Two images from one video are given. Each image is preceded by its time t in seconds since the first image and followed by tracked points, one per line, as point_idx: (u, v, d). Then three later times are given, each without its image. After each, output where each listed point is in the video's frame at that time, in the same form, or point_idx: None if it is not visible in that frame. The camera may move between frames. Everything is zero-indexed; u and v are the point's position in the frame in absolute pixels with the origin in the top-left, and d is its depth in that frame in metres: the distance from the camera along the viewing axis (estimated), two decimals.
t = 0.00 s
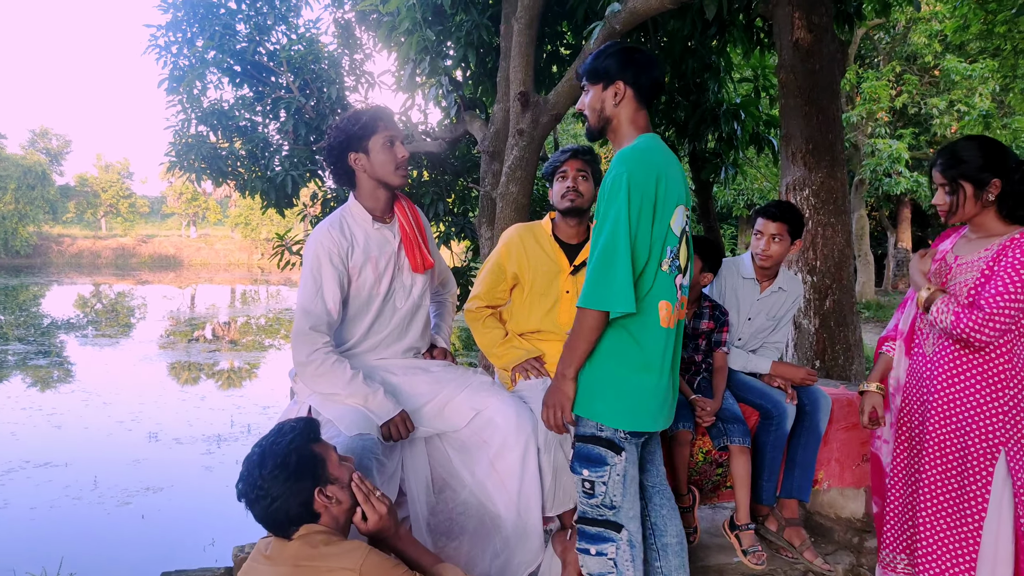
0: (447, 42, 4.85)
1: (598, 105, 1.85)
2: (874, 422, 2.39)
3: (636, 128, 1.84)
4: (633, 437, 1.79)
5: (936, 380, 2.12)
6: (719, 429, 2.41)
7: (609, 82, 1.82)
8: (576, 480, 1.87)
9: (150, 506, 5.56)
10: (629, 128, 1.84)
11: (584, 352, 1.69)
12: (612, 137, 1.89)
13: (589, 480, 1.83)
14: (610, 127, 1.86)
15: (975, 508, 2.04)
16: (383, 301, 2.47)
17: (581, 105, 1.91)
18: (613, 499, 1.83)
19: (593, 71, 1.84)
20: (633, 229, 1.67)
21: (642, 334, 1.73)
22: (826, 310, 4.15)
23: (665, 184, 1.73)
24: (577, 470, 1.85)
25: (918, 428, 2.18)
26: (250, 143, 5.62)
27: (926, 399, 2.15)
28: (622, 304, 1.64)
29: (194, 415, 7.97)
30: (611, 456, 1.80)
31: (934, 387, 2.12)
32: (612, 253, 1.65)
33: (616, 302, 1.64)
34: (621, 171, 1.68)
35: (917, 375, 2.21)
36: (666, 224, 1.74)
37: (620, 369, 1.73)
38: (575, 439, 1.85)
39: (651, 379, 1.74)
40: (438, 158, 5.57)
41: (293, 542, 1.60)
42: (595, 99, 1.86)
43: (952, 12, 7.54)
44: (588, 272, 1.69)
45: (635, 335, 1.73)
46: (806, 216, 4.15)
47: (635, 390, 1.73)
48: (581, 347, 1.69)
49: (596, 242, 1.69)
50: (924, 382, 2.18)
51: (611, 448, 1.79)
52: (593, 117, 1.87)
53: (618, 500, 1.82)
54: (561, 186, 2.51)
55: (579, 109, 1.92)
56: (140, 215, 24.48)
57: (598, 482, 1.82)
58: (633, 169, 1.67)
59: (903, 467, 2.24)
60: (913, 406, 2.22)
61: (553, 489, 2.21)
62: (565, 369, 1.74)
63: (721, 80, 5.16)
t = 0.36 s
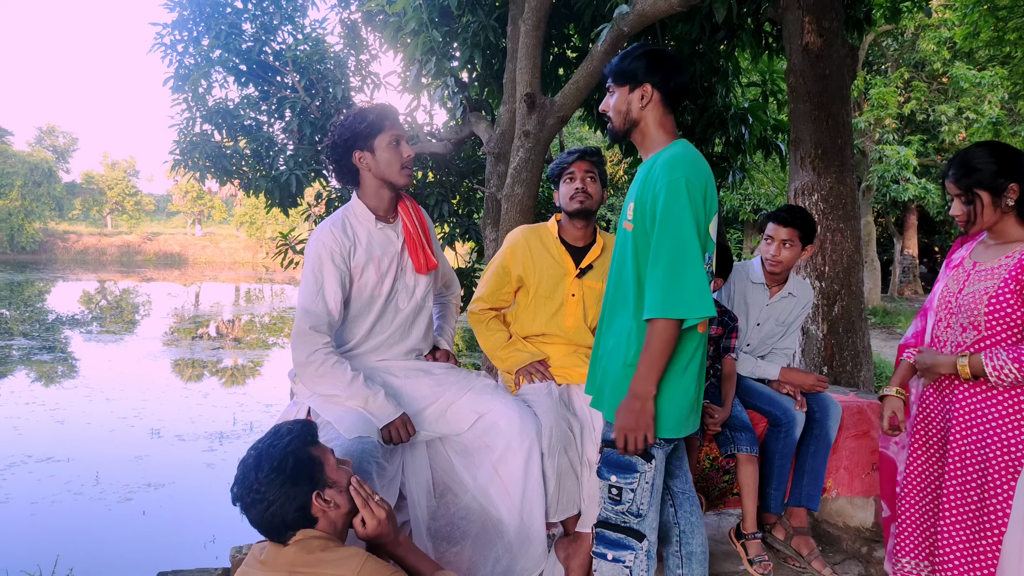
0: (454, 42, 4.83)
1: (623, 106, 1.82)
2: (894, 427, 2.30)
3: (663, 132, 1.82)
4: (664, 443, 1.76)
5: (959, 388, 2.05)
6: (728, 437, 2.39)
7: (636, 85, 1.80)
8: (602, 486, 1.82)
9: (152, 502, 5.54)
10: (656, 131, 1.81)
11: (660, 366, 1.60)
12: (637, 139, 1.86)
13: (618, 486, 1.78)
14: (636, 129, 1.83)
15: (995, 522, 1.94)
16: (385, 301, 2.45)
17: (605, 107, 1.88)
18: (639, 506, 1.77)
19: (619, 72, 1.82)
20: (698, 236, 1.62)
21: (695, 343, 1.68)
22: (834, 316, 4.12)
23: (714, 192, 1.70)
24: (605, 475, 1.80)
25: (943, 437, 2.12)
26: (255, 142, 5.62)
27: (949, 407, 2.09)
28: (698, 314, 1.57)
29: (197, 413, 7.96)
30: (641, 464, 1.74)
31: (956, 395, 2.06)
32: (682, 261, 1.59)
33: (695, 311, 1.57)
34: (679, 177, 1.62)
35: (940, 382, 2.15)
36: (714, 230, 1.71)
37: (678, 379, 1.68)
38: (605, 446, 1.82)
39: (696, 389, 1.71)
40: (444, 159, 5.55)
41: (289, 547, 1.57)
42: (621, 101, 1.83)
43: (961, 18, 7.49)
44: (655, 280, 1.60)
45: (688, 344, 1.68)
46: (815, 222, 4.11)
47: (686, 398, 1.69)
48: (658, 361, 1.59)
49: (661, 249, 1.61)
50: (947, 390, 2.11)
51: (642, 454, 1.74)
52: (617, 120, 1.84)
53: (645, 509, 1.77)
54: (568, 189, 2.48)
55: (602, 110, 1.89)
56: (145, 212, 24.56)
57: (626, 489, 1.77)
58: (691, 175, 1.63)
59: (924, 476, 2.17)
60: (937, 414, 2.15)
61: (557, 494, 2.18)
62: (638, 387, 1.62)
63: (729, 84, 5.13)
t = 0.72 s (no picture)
0: (467, 43, 4.81)
1: (645, 116, 1.79)
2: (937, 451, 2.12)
3: (687, 141, 1.78)
4: (670, 448, 1.72)
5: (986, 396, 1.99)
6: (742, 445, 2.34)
7: (657, 95, 1.76)
8: (596, 480, 1.79)
9: (164, 502, 5.56)
10: (680, 140, 1.78)
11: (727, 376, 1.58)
12: (662, 149, 1.82)
13: (611, 480, 1.75)
14: (659, 139, 1.80)
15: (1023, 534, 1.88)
16: (397, 304, 2.43)
17: (626, 117, 1.85)
18: (629, 504, 1.74)
19: (638, 82, 1.79)
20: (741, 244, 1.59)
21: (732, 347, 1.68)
22: (851, 320, 4.05)
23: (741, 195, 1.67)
24: (601, 467, 1.77)
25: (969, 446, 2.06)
26: (269, 143, 5.64)
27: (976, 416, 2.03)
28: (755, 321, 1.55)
29: (210, 412, 7.99)
30: (640, 462, 1.72)
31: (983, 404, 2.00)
32: (735, 270, 1.54)
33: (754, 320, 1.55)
34: (715, 186, 1.59)
35: (967, 392, 2.08)
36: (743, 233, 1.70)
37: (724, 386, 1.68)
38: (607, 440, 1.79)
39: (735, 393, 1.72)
40: (457, 160, 5.53)
41: (298, 554, 1.54)
42: (642, 111, 1.80)
43: (982, 18, 7.37)
44: (710, 295, 1.57)
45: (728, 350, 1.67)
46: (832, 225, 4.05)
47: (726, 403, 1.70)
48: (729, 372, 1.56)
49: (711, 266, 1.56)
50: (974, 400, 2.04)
51: (641, 454, 1.72)
52: (640, 130, 1.81)
53: (634, 506, 1.74)
54: (582, 191, 2.45)
55: (624, 121, 1.86)
56: (161, 212, 24.77)
57: (620, 484, 1.74)
58: (726, 182, 1.60)
59: (951, 485, 2.12)
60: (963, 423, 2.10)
61: (570, 501, 2.16)
62: (710, 400, 1.60)
63: (745, 85, 5.07)
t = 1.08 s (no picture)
0: (460, 45, 4.81)
1: (627, 115, 1.80)
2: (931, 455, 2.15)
3: (668, 137, 1.79)
4: (665, 457, 1.72)
5: (972, 399, 2.00)
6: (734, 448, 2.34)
7: (638, 92, 1.77)
8: (593, 494, 1.81)
9: (154, 506, 5.52)
10: (663, 137, 1.79)
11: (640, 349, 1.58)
12: (645, 148, 1.83)
13: (608, 495, 1.77)
14: (643, 137, 1.82)
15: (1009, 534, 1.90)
16: (390, 306, 2.43)
17: (609, 118, 1.85)
18: (627, 518, 1.76)
19: (618, 83, 1.80)
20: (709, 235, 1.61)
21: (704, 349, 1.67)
22: (841, 322, 4.07)
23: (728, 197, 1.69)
24: (596, 482, 1.80)
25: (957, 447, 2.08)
26: (260, 144, 5.62)
27: (963, 418, 2.04)
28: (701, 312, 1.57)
29: (200, 415, 7.95)
30: (635, 474, 1.74)
31: (970, 406, 2.01)
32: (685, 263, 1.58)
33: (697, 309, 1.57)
34: (684, 183, 1.62)
35: (956, 393, 2.10)
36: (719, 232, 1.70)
37: (681, 385, 1.67)
38: (602, 453, 1.81)
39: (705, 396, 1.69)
40: (449, 162, 5.53)
41: (289, 558, 1.53)
42: (625, 110, 1.80)
43: (971, 22, 7.44)
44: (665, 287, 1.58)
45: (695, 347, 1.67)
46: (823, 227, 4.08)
47: (690, 406, 1.67)
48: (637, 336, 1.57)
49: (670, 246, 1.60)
50: (962, 401, 2.06)
51: (636, 466, 1.73)
52: (623, 130, 1.82)
53: (632, 520, 1.75)
54: (573, 194, 2.46)
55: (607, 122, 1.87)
56: (151, 214, 24.64)
57: (616, 497, 1.76)
58: (695, 180, 1.62)
59: (940, 487, 2.13)
60: (951, 425, 2.11)
61: (563, 504, 2.16)
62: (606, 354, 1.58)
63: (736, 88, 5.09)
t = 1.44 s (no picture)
0: (462, 43, 4.83)
1: (629, 98, 1.82)
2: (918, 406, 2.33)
3: (661, 129, 1.81)
4: (638, 445, 1.75)
5: (970, 393, 2.02)
6: (733, 443, 2.37)
7: (646, 78, 1.79)
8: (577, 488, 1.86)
9: (157, 503, 5.55)
10: (655, 126, 1.81)
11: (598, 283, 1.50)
12: (637, 135, 1.86)
13: (589, 488, 1.82)
14: (637, 123, 1.83)
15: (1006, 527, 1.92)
16: (395, 304, 2.45)
17: (611, 99, 1.87)
18: (611, 508, 1.80)
19: (629, 64, 1.82)
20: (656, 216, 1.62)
21: (667, 337, 1.68)
22: (841, 319, 4.10)
23: (686, 182, 1.71)
24: (578, 476, 1.84)
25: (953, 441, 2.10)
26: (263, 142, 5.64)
27: (960, 412, 2.06)
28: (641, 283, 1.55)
29: (202, 412, 7.97)
30: (611, 465, 1.78)
31: (967, 400, 2.03)
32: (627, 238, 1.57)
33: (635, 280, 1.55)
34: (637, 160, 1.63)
35: (953, 387, 2.12)
36: (682, 216, 1.70)
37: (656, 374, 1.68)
38: (581, 447, 1.86)
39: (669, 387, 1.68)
40: (450, 160, 5.55)
41: (298, 550, 1.56)
42: (628, 93, 1.82)
43: (971, 21, 7.45)
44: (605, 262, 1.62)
45: (653, 336, 1.69)
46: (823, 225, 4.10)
47: (652, 395, 1.68)
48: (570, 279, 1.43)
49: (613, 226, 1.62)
50: (959, 395, 2.08)
51: (612, 456, 1.78)
52: (622, 111, 1.84)
53: (615, 510, 1.80)
54: (576, 191, 2.48)
55: (609, 103, 1.89)
56: (151, 212, 24.66)
57: (597, 490, 1.81)
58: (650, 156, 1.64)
59: (937, 480, 2.16)
60: (948, 420, 2.13)
61: (565, 496, 2.19)
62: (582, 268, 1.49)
63: (737, 86, 5.11)
